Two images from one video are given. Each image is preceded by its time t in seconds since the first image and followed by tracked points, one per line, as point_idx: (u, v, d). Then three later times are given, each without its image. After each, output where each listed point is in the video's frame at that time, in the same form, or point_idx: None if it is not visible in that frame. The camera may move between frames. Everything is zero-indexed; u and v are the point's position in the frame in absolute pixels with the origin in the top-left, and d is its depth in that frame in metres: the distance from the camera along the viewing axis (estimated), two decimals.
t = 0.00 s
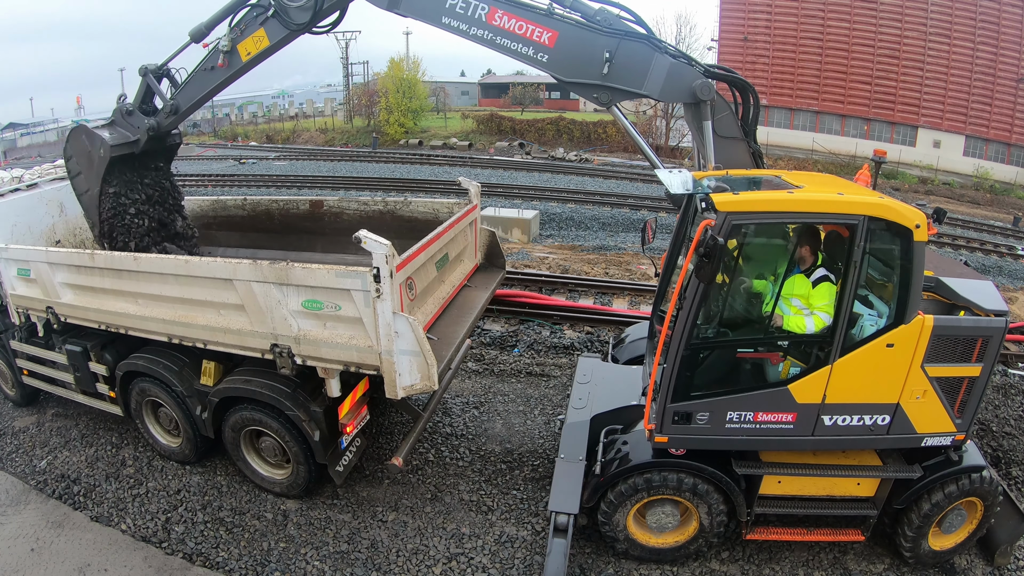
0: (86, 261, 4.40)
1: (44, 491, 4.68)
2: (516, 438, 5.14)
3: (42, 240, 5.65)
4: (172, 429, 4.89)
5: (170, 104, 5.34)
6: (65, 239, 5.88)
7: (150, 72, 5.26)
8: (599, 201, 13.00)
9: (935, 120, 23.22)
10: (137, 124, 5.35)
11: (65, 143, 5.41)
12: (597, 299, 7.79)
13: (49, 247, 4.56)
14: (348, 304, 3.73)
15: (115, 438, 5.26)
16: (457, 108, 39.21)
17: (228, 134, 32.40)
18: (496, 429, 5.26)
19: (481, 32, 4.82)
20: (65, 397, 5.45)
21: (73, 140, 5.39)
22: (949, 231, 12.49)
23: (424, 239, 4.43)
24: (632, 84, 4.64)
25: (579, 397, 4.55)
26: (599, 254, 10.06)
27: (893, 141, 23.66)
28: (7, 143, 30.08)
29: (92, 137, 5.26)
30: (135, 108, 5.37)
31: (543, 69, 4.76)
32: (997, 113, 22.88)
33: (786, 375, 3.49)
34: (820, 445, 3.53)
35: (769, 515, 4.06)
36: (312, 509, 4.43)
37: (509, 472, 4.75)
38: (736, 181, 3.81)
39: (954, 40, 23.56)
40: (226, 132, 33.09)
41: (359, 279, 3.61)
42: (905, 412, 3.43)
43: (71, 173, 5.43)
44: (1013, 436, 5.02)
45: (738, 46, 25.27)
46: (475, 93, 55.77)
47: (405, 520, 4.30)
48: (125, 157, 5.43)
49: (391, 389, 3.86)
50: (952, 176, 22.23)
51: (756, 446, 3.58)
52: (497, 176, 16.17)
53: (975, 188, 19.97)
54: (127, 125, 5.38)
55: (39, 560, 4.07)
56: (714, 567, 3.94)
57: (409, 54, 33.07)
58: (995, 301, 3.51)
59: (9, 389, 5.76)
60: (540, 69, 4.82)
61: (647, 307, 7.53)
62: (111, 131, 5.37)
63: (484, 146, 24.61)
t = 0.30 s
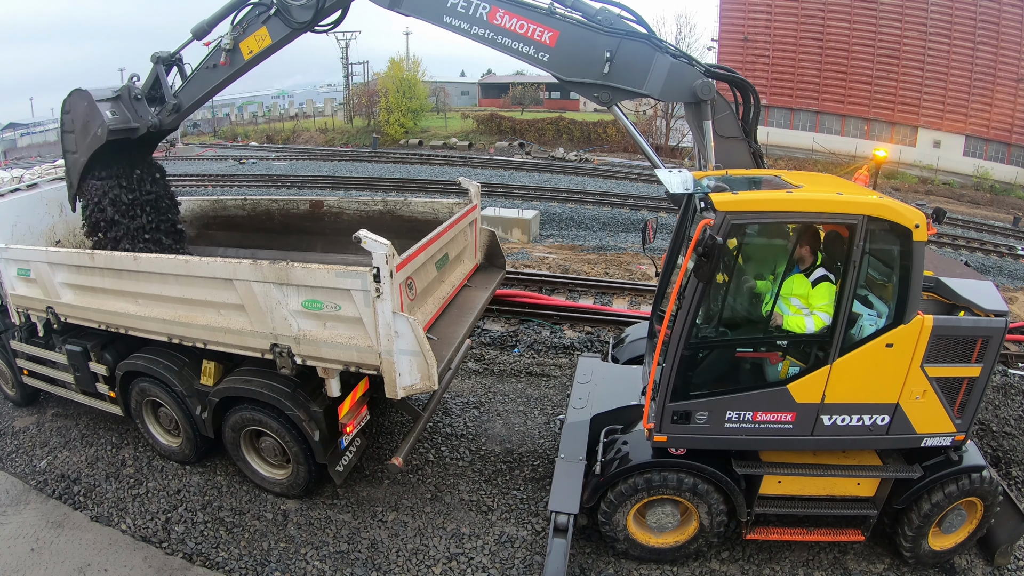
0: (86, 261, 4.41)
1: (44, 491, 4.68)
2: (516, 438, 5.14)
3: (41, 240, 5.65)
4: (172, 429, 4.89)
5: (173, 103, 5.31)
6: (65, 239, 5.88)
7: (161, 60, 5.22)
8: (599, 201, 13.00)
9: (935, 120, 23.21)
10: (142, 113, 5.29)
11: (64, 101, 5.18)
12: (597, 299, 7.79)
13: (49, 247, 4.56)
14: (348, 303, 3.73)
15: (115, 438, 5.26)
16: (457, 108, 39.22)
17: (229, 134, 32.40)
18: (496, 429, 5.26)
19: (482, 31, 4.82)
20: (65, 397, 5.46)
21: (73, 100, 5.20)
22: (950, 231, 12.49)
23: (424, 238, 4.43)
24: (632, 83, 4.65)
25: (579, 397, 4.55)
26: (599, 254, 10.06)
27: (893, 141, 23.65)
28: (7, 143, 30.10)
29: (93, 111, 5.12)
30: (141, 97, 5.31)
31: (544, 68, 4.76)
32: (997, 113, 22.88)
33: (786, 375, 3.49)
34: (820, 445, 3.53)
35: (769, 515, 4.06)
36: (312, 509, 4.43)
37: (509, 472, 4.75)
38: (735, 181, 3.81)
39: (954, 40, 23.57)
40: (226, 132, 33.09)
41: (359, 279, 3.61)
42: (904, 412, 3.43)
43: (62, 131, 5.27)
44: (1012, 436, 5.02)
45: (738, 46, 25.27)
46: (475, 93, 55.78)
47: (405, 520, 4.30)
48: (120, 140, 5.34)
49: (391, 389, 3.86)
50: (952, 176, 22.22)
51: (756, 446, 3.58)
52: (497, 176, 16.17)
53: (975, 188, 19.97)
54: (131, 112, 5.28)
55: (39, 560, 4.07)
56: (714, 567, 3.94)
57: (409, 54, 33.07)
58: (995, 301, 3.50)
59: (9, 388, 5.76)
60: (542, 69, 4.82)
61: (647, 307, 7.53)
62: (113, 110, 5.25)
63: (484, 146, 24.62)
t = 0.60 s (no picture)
0: (87, 261, 4.41)
1: (44, 491, 4.68)
2: (516, 438, 5.14)
3: (42, 240, 5.66)
4: (173, 429, 4.90)
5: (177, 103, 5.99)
6: (64, 239, 5.89)
7: (174, 57, 5.87)
8: (599, 201, 13.00)
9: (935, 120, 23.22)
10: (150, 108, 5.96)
11: (76, 66, 5.59)
12: (597, 299, 7.79)
13: (49, 247, 4.56)
14: (348, 302, 3.73)
15: (115, 438, 5.26)
16: (457, 108, 39.22)
17: (229, 134, 32.41)
18: (496, 429, 5.26)
19: (485, 29, 4.85)
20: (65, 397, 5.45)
21: (86, 71, 5.61)
22: (949, 231, 12.49)
23: (424, 237, 4.44)
24: (634, 82, 4.65)
25: (579, 397, 4.56)
26: (599, 254, 10.07)
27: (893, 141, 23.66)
28: (7, 143, 30.14)
29: (100, 92, 5.65)
30: (151, 91, 5.94)
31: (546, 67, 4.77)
32: (997, 113, 22.88)
33: (785, 375, 3.49)
34: (820, 445, 3.53)
35: (769, 515, 4.06)
36: (312, 509, 4.44)
37: (509, 472, 4.75)
38: (735, 181, 3.81)
39: (954, 40, 23.58)
40: (226, 132, 33.09)
41: (358, 278, 3.61)
42: (903, 412, 3.44)
43: (66, 91, 5.71)
44: (1013, 436, 5.02)
45: (737, 46, 25.27)
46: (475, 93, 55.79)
47: (405, 520, 4.30)
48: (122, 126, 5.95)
49: (391, 388, 3.86)
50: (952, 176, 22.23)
51: (756, 446, 3.58)
52: (497, 176, 16.17)
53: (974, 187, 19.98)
54: (138, 102, 5.91)
55: (39, 560, 4.07)
56: (714, 567, 3.94)
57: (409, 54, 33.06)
58: (995, 302, 3.50)
59: (9, 388, 5.76)
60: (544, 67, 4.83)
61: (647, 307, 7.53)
62: (121, 95, 5.83)
63: (484, 147, 24.63)
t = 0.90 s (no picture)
0: (86, 260, 4.40)
1: (44, 491, 4.68)
2: (516, 438, 5.14)
3: (42, 240, 5.66)
4: (173, 429, 4.90)
5: (189, 90, 5.85)
6: (65, 239, 5.89)
7: (192, 40, 5.74)
8: (599, 201, 13.00)
9: (935, 120, 23.21)
10: (162, 93, 5.88)
11: (93, 41, 5.65)
12: (597, 299, 7.79)
13: (49, 247, 4.56)
14: (347, 301, 3.72)
15: (114, 438, 5.26)
16: (456, 108, 39.22)
17: (229, 134, 32.41)
18: (496, 429, 5.26)
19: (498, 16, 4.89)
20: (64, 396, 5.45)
21: (100, 46, 5.64)
22: (950, 231, 12.49)
23: (424, 237, 4.44)
24: (645, 75, 4.66)
25: (579, 397, 4.56)
26: (599, 254, 10.07)
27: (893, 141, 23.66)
28: (7, 144, 30.16)
29: (115, 70, 5.63)
30: (165, 74, 5.86)
31: (559, 57, 4.77)
32: (997, 113, 22.88)
33: (783, 374, 3.49)
34: (820, 445, 3.53)
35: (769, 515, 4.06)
36: (312, 509, 4.44)
37: (510, 472, 4.75)
38: (734, 181, 3.80)
39: (954, 40, 23.59)
40: (226, 132, 33.08)
41: (358, 277, 3.61)
42: (902, 412, 3.43)
43: (80, 66, 5.74)
44: (1013, 436, 5.02)
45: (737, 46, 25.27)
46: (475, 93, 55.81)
47: (405, 520, 4.30)
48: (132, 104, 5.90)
49: (391, 387, 3.86)
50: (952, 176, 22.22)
51: (755, 445, 3.58)
52: (497, 176, 16.17)
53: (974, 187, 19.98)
54: (151, 85, 5.83)
55: (39, 560, 4.07)
56: (714, 567, 3.94)
57: (409, 53, 33.06)
58: (995, 302, 3.50)
59: (9, 388, 5.76)
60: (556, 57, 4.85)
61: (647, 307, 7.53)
62: (135, 76, 5.77)
63: (484, 146, 24.63)
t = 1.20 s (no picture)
0: (86, 259, 4.40)
1: (44, 491, 4.68)
2: (516, 438, 5.14)
3: (41, 240, 5.66)
4: (173, 428, 4.90)
5: (214, 69, 6.01)
6: (65, 239, 5.89)
7: (217, 19, 5.87)
8: (599, 201, 13.00)
9: (935, 120, 23.22)
10: (186, 74, 5.96)
11: (117, 19, 5.65)
12: (597, 299, 7.79)
13: (48, 247, 4.55)
14: (347, 300, 3.72)
15: (114, 438, 5.26)
16: (456, 108, 39.22)
17: (228, 134, 32.42)
18: (496, 429, 5.26)
19: None
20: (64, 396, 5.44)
21: (126, 25, 5.65)
22: (950, 231, 12.49)
23: (424, 235, 4.44)
24: (661, 66, 4.73)
25: (578, 397, 4.56)
26: (599, 254, 10.07)
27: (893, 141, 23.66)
28: (7, 144, 30.19)
29: (140, 49, 5.65)
30: (189, 55, 5.94)
31: (578, 43, 4.85)
32: (997, 113, 22.88)
33: (779, 373, 3.49)
34: (819, 445, 3.53)
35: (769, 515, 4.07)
36: (312, 509, 4.44)
37: (509, 472, 4.75)
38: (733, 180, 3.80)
39: (954, 40, 23.60)
40: (226, 132, 33.09)
41: (358, 275, 3.61)
42: (899, 413, 3.43)
43: (103, 44, 5.72)
44: (1013, 436, 5.02)
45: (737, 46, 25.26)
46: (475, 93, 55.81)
47: (405, 520, 4.30)
48: (152, 85, 5.92)
49: (391, 386, 3.86)
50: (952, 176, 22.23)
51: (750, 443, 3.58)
52: (497, 176, 16.17)
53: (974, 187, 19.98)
54: (175, 65, 5.92)
55: (39, 560, 4.07)
56: (715, 567, 3.94)
57: (409, 53, 33.05)
58: (995, 304, 3.48)
59: (9, 388, 5.76)
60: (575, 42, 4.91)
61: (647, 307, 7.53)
62: (159, 55, 5.80)
63: (484, 146, 24.64)
